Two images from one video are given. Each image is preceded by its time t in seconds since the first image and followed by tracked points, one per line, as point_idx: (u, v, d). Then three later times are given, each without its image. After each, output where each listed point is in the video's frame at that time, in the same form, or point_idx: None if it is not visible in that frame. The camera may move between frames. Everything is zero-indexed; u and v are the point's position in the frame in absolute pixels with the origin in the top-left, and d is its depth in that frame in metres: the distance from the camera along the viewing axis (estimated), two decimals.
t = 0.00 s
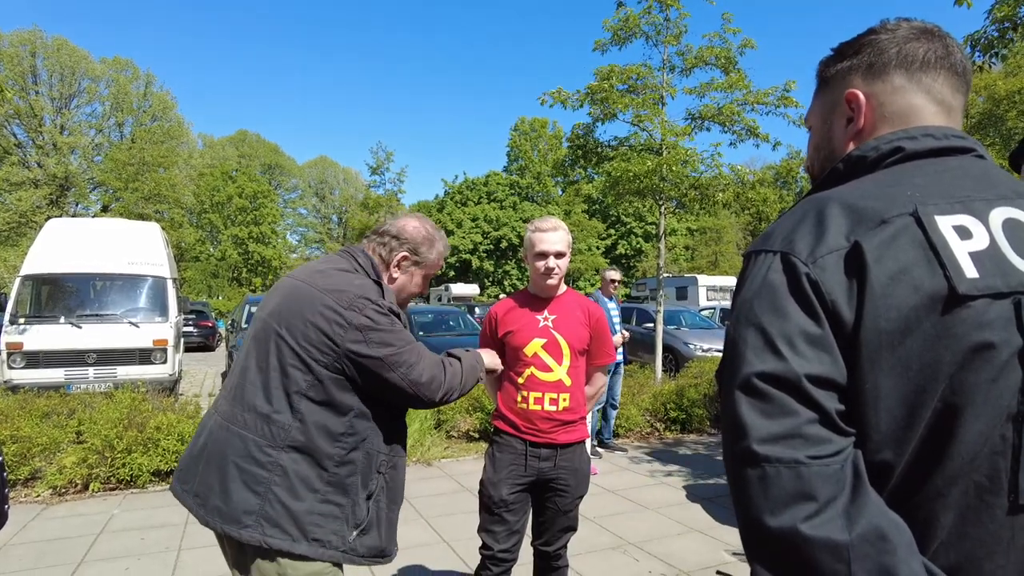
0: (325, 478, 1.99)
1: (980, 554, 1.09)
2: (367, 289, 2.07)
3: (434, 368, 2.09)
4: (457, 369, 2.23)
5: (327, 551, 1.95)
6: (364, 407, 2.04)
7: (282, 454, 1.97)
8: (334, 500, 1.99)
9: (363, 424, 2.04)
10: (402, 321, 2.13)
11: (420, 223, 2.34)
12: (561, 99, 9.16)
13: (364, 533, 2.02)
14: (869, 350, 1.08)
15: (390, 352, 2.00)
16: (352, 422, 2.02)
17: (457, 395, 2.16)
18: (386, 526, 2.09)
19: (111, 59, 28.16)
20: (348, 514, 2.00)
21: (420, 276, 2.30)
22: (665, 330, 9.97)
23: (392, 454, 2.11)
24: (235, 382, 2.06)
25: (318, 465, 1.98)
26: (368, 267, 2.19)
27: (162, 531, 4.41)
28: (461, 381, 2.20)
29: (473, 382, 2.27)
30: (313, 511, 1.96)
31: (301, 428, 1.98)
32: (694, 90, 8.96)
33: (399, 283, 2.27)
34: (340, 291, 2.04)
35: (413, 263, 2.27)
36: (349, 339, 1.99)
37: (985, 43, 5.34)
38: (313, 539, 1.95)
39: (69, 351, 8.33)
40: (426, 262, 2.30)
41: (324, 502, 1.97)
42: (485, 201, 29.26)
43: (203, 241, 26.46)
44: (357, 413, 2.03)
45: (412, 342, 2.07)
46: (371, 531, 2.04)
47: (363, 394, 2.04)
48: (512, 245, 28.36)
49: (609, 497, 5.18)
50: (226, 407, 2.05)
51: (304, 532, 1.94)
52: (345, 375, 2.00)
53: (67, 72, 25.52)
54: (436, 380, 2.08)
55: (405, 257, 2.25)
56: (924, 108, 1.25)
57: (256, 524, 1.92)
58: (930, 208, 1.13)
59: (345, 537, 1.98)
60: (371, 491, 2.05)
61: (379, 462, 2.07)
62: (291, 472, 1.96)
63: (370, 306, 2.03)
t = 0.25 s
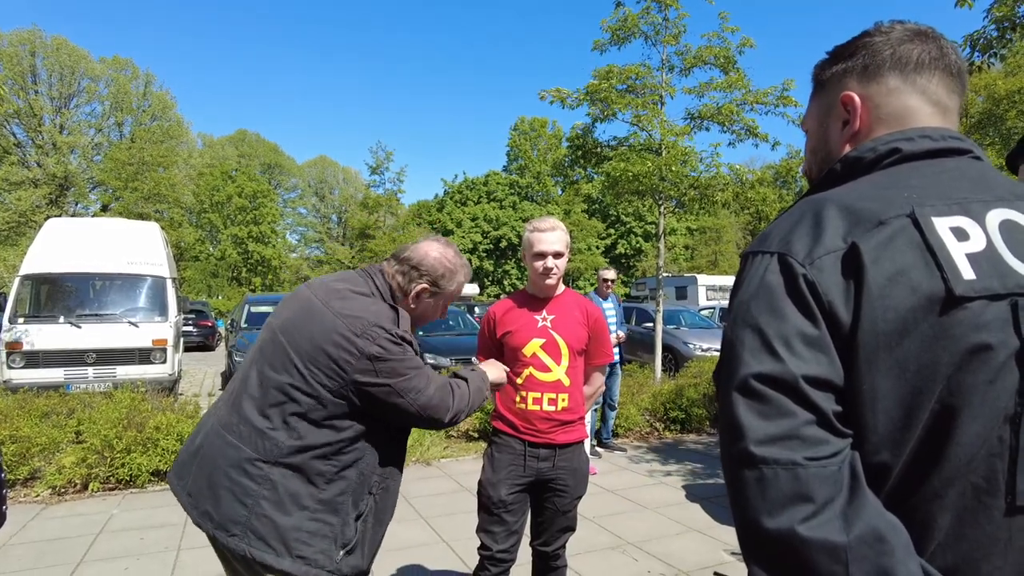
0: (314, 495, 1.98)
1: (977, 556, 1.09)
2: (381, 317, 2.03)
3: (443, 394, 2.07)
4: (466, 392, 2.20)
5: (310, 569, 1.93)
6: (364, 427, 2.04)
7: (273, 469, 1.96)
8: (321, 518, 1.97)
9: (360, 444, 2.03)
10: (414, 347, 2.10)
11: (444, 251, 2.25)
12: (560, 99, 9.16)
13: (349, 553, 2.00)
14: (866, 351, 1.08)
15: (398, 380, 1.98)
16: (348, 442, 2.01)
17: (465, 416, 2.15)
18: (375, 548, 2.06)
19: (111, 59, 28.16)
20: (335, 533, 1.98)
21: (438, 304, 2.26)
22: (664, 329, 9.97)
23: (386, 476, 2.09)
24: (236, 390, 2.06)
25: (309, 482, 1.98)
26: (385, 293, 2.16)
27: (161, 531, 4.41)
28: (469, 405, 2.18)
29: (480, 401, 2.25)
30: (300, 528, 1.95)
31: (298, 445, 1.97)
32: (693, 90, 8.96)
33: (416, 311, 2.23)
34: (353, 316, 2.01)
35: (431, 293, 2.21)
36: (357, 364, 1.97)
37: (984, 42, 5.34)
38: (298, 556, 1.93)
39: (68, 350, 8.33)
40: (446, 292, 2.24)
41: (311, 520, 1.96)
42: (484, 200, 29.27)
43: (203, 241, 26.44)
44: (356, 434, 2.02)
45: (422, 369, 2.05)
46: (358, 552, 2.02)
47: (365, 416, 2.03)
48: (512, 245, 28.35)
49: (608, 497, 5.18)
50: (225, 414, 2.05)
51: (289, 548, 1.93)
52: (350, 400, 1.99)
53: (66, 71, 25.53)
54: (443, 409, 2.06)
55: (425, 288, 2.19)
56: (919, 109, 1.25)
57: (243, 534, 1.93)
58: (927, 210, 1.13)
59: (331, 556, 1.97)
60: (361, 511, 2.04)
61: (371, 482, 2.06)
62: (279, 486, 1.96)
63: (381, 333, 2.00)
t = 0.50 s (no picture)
0: (309, 504, 1.97)
1: (978, 556, 1.08)
2: (390, 333, 2.00)
3: (447, 407, 2.05)
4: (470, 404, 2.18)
5: None
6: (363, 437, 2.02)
7: (268, 476, 1.96)
8: (316, 528, 1.97)
9: (358, 455, 2.02)
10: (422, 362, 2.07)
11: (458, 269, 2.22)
12: (559, 98, 9.16)
13: (346, 566, 1.99)
14: (866, 350, 1.07)
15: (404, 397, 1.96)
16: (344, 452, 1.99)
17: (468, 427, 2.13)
18: (372, 561, 2.05)
19: (110, 58, 28.14)
20: (329, 544, 1.97)
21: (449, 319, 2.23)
22: (664, 328, 9.96)
23: (387, 490, 2.08)
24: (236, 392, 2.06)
25: (305, 492, 1.97)
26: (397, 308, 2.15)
27: (160, 531, 4.40)
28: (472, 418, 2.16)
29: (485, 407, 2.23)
30: (294, 537, 1.94)
31: (296, 453, 1.96)
32: (693, 89, 8.95)
33: (427, 328, 2.21)
34: (362, 331, 1.98)
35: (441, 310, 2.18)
36: (363, 379, 1.94)
37: (984, 41, 5.33)
38: (291, 564, 1.92)
39: (68, 350, 8.32)
40: (456, 307, 2.20)
41: (306, 529, 1.96)
42: (484, 199, 29.27)
43: (202, 240, 26.41)
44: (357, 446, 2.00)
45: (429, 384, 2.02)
46: (353, 564, 2.00)
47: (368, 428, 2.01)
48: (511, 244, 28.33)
49: (608, 497, 5.18)
50: (224, 417, 2.05)
51: (282, 556, 1.92)
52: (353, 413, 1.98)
53: (65, 71, 25.50)
54: (447, 424, 2.04)
55: (435, 305, 2.15)
56: (916, 106, 1.24)
57: (236, 539, 1.94)
58: (927, 207, 1.12)
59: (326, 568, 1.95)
60: (359, 523, 2.02)
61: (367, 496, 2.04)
62: (274, 493, 1.95)
63: (390, 349, 1.97)
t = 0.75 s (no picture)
0: (298, 493, 1.93)
1: (984, 554, 1.07)
2: (356, 300, 1.99)
3: (393, 410, 1.91)
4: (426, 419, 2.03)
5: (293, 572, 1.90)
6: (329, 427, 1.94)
7: (256, 462, 1.94)
8: (305, 519, 1.93)
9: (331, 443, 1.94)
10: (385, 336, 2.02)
11: (429, 222, 2.22)
12: (559, 97, 9.14)
13: (337, 560, 1.95)
14: (871, 348, 1.06)
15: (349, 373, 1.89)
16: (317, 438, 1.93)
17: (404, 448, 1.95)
18: (365, 554, 2.01)
19: (109, 57, 28.11)
20: (318, 536, 1.93)
21: (415, 252, 2.19)
22: (664, 328, 9.94)
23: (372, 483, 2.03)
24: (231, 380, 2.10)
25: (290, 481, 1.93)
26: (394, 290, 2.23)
27: (160, 530, 4.39)
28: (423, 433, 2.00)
29: (435, 445, 2.05)
30: (281, 528, 1.91)
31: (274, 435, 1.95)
32: (693, 88, 8.94)
33: (395, 268, 2.19)
34: (325, 294, 1.98)
35: (398, 242, 2.18)
36: (321, 350, 1.91)
37: (984, 39, 5.32)
38: (278, 556, 1.89)
39: (67, 349, 8.31)
40: (415, 235, 2.20)
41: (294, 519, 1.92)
42: (483, 198, 29.26)
43: (202, 239, 26.38)
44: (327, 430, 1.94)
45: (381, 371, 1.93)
46: (344, 558, 1.96)
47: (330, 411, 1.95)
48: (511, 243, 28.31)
49: (608, 496, 5.17)
50: (222, 406, 2.08)
51: (270, 547, 1.90)
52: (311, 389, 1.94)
53: (64, 70, 25.45)
54: (390, 423, 1.90)
55: (390, 238, 2.17)
56: (918, 101, 1.23)
57: (225, 530, 1.92)
58: (931, 203, 1.11)
59: (316, 561, 1.92)
60: (346, 516, 1.96)
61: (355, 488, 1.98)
62: (264, 482, 1.92)
63: (348, 317, 1.94)
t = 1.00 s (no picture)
0: (286, 471, 1.92)
1: (989, 554, 1.07)
2: (312, 263, 1.97)
3: (373, 340, 1.87)
4: (406, 330, 1.95)
5: (292, 549, 1.90)
6: (314, 391, 1.94)
7: (240, 445, 1.94)
8: (299, 494, 1.92)
9: (315, 407, 1.94)
10: (348, 287, 1.97)
11: (383, 184, 2.15)
12: (559, 96, 9.13)
13: (339, 531, 1.95)
14: (876, 347, 1.05)
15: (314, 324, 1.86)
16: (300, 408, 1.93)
17: (397, 373, 1.90)
18: (367, 524, 1.99)
19: (109, 56, 28.09)
20: (315, 508, 1.93)
21: (373, 217, 2.13)
22: (664, 327, 9.93)
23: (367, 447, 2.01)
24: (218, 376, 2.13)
25: (278, 458, 1.92)
26: (365, 262, 2.18)
27: (160, 529, 4.39)
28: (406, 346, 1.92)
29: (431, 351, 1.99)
30: (276, 506, 1.90)
31: (254, 416, 1.94)
32: (693, 87, 8.93)
33: (355, 236, 2.14)
34: (279, 270, 1.99)
35: (355, 210, 2.13)
36: (285, 315, 1.90)
37: (985, 38, 5.31)
38: (275, 536, 1.89)
39: (67, 348, 8.30)
40: (370, 200, 2.13)
41: (288, 497, 1.91)
42: (483, 198, 29.26)
43: (202, 238, 26.36)
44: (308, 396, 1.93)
45: (346, 309, 1.89)
46: (347, 529, 1.96)
47: (310, 374, 1.94)
48: (511, 242, 28.31)
49: (608, 495, 5.17)
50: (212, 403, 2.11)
51: (265, 528, 1.89)
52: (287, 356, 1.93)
53: (64, 69, 25.39)
54: (367, 355, 1.85)
55: (347, 207, 2.13)
56: (921, 98, 1.22)
57: (219, 518, 1.91)
58: (937, 201, 1.10)
59: (315, 534, 1.92)
60: (345, 484, 1.97)
61: (348, 454, 1.98)
62: (249, 463, 1.91)
63: (302, 278, 1.92)
